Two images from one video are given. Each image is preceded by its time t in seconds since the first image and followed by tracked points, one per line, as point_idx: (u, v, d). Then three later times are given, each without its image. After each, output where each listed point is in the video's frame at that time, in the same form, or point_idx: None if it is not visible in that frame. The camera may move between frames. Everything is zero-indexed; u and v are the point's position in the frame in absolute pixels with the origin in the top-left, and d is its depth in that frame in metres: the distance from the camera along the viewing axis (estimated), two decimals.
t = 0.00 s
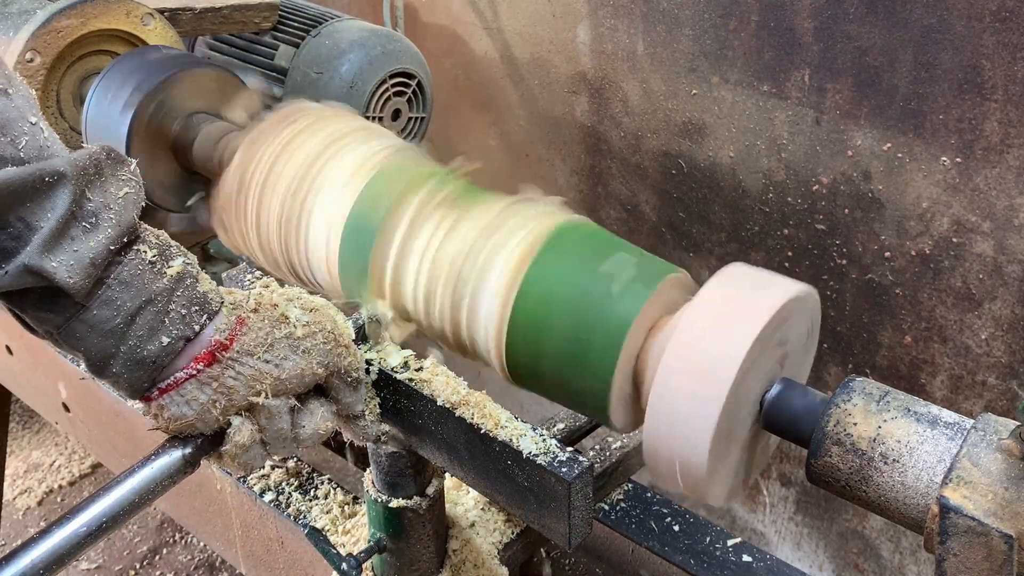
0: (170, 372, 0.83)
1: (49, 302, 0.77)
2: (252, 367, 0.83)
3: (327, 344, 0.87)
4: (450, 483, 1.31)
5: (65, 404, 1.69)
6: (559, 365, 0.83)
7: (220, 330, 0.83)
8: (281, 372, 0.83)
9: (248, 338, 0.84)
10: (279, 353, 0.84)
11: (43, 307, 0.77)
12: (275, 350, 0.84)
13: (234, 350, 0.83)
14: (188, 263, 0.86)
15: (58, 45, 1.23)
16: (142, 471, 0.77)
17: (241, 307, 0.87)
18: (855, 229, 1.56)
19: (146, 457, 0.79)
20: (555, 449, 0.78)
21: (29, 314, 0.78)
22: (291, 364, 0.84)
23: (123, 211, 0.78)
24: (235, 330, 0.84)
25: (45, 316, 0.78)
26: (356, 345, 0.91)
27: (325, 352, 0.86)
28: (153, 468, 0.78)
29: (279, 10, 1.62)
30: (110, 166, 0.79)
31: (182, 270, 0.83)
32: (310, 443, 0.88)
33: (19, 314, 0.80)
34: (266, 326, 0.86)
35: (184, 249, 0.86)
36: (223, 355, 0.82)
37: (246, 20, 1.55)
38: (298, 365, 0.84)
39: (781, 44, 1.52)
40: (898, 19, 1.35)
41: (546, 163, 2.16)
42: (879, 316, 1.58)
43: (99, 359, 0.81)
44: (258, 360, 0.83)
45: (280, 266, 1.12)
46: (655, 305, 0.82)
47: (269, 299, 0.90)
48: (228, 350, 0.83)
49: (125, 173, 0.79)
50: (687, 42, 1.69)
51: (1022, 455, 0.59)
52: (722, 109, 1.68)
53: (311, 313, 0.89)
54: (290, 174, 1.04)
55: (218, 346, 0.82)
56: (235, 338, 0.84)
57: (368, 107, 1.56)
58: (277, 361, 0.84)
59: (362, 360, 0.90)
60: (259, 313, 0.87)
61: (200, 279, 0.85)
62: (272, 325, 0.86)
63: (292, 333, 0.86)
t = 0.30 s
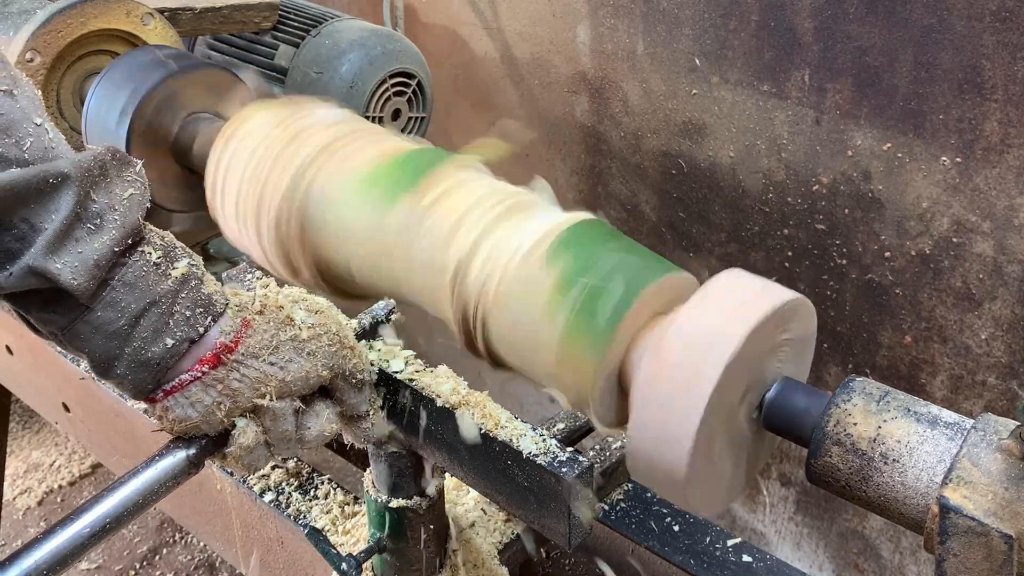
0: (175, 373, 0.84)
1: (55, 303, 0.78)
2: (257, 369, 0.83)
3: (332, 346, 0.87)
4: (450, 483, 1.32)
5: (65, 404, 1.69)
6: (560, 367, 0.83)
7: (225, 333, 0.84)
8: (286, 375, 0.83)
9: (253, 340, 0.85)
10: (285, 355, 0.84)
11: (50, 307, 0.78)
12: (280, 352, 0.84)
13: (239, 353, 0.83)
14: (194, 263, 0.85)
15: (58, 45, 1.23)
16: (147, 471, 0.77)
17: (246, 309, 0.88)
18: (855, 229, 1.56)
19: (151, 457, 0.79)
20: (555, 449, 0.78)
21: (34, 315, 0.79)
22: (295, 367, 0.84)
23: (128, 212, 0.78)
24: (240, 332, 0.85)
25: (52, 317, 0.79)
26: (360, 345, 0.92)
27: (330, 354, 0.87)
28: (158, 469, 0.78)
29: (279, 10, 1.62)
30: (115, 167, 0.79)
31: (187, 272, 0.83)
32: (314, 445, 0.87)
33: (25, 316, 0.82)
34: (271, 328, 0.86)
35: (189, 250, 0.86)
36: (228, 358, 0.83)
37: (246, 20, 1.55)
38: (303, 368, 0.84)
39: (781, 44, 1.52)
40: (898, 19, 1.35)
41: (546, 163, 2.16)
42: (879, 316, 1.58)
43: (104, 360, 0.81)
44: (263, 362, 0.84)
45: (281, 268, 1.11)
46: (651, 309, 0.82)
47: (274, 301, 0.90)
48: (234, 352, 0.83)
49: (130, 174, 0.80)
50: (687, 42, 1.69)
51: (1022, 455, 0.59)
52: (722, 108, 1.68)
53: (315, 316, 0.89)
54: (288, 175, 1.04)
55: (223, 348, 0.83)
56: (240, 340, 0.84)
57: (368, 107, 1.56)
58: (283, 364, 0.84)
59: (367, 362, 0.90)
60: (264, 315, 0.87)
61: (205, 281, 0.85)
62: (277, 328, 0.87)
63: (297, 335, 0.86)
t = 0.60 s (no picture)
0: (179, 376, 0.82)
1: (59, 304, 0.77)
2: (262, 373, 0.83)
3: (337, 350, 0.87)
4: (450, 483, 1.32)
5: (65, 404, 1.69)
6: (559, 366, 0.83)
7: (230, 335, 0.82)
8: (291, 379, 0.84)
9: (258, 343, 0.83)
10: (289, 359, 0.84)
11: (53, 308, 0.78)
12: (286, 356, 0.84)
13: (243, 356, 0.82)
14: (199, 265, 0.84)
15: (58, 45, 1.23)
16: (150, 472, 0.78)
17: (252, 311, 0.86)
18: (855, 229, 1.56)
19: (154, 459, 0.80)
20: (555, 449, 0.78)
21: (39, 315, 0.79)
22: (300, 371, 0.84)
23: (132, 213, 0.77)
24: (245, 335, 0.83)
25: (55, 318, 0.78)
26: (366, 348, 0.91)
27: (336, 358, 0.87)
28: (161, 469, 0.78)
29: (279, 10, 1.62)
30: (119, 168, 0.78)
31: (191, 274, 0.82)
32: (318, 448, 0.88)
33: (30, 317, 0.81)
34: (277, 332, 0.85)
35: (194, 251, 0.85)
36: (232, 361, 0.81)
37: (246, 20, 1.55)
38: (308, 372, 0.85)
39: (781, 44, 1.52)
40: (898, 19, 1.35)
41: (546, 163, 2.16)
42: (879, 316, 1.58)
43: (108, 362, 0.80)
44: (269, 366, 0.83)
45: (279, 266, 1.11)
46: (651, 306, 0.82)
47: (281, 303, 0.88)
48: (239, 355, 0.82)
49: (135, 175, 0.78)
50: (686, 42, 1.69)
51: (1022, 455, 0.59)
52: (722, 108, 1.68)
53: (321, 320, 0.89)
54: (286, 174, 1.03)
55: (228, 352, 0.82)
56: (246, 343, 0.83)
57: (368, 107, 1.56)
58: (287, 368, 0.84)
59: (372, 365, 0.89)
60: (270, 318, 0.86)
61: (210, 283, 0.84)
62: (284, 331, 0.86)
63: (303, 339, 0.85)
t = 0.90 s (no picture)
0: (149, 368, 0.83)
1: (28, 297, 0.79)
2: (231, 362, 0.83)
3: (306, 339, 0.87)
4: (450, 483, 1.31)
5: (65, 404, 1.69)
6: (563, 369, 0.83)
7: (197, 325, 0.83)
8: (260, 367, 0.84)
9: (225, 332, 0.84)
10: (258, 348, 0.85)
11: (22, 304, 0.79)
12: (254, 344, 0.85)
13: (211, 345, 0.83)
14: (166, 258, 0.86)
15: (58, 46, 1.23)
16: (126, 468, 0.76)
17: (219, 303, 0.87)
18: (855, 229, 1.56)
19: (129, 455, 0.78)
20: (555, 449, 0.78)
21: (6, 311, 0.79)
22: (270, 359, 0.85)
23: (99, 207, 0.80)
24: (213, 325, 0.84)
25: (24, 314, 0.79)
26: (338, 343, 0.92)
27: (304, 346, 0.87)
28: (138, 465, 0.77)
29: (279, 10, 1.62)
30: (86, 164, 0.81)
31: (158, 266, 0.84)
32: (294, 440, 0.87)
33: None
34: (244, 321, 0.86)
35: (162, 246, 0.87)
36: (201, 350, 0.82)
37: (246, 20, 1.55)
38: (278, 360, 0.85)
39: (781, 44, 1.52)
40: (898, 19, 1.35)
41: (546, 163, 2.16)
42: (879, 316, 1.58)
43: (79, 356, 0.81)
44: (237, 355, 0.84)
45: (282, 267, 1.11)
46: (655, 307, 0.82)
47: (247, 296, 0.90)
48: (206, 345, 0.83)
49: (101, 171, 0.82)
50: (687, 42, 1.69)
51: (1022, 455, 0.59)
52: (722, 108, 1.68)
53: (289, 309, 0.90)
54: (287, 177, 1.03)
55: (195, 342, 0.82)
56: (213, 333, 0.84)
57: (368, 106, 1.56)
58: (256, 356, 0.84)
59: (342, 356, 0.90)
60: (237, 308, 0.88)
61: (177, 275, 0.86)
62: (250, 320, 0.87)
63: (270, 327, 0.86)
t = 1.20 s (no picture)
0: (155, 366, 0.83)
1: (34, 295, 0.79)
2: (237, 360, 0.83)
3: (311, 337, 0.87)
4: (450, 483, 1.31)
5: (65, 404, 1.69)
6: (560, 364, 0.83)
7: (204, 324, 0.84)
8: (265, 365, 0.84)
9: (232, 330, 0.85)
10: (263, 346, 0.85)
11: (28, 300, 0.79)
12: (260, 343, 0.85)
13: (217, 343, 0.83)
14: (172, 257, 0.86)
15: (58, 45, 1.23)
16: (132, 467, 0.77)
17: (224, 301, 0.88)
18: (855, 229, 1.56)
19: (134, 453, 0.78)
20: (555, 449, 0.78)
21: (14, 309, 0.80)
22: (275, 357, 0.85)
23: (106, 206, 0.80)
24: (219, 323, 0.85)
25: (31, 312, 0.79)
26: (341, 343, 0.91)
27: (309, 345, 0.87)
28: (143, 464, 0.77)
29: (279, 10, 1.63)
30: (92, 163, 0.80)
31: (165, 265, 0.84)
32: (297, 438, 0.87)
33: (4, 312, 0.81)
34: (250, 319, 0.87)
35: (168, 245, 0.87)
36: (207, 349, 0.83)
37: (246, 20, 1.55)
38: (283, 358, 0.85)
39: (781, 44, 1.52)
40: (898, 19, 1.35)
41: (546, 162, 2.16)
42: (879, 316, 1.58)
43: (86, 354, 0.81)
44: (244, 353, 0.84)
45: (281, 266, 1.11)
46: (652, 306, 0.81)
47: (252, 293, 0.90)
48: (213, 343, 0.83)
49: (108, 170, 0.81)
50: (687, 42, 1.69)
51: (1022, 455, 0.59)
52: (722, 108, 1.68)
53: (294, 307, 0.90)
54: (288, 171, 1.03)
55: (202, 339, 0.83)
56: (219, 331, 0.84)
57: (368, 106, 1.56)
58: (262, 355, 0.84)
59: (346, 355, 0.90)
60: (242, 307, 0.88)
61: (184, 274, 0.86)
62: (256, 318, 0.87)
63: (276, 326, 0.87)
